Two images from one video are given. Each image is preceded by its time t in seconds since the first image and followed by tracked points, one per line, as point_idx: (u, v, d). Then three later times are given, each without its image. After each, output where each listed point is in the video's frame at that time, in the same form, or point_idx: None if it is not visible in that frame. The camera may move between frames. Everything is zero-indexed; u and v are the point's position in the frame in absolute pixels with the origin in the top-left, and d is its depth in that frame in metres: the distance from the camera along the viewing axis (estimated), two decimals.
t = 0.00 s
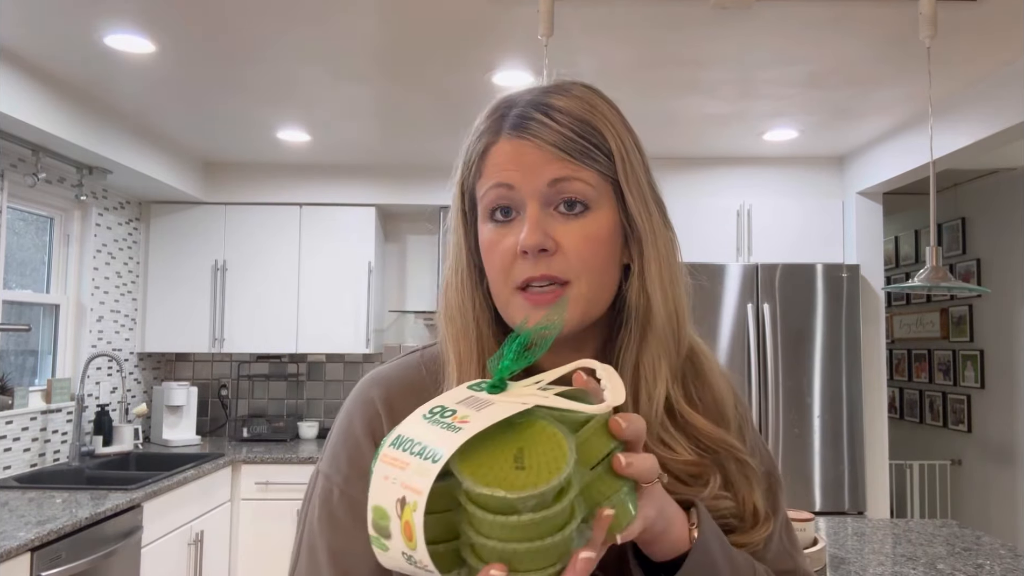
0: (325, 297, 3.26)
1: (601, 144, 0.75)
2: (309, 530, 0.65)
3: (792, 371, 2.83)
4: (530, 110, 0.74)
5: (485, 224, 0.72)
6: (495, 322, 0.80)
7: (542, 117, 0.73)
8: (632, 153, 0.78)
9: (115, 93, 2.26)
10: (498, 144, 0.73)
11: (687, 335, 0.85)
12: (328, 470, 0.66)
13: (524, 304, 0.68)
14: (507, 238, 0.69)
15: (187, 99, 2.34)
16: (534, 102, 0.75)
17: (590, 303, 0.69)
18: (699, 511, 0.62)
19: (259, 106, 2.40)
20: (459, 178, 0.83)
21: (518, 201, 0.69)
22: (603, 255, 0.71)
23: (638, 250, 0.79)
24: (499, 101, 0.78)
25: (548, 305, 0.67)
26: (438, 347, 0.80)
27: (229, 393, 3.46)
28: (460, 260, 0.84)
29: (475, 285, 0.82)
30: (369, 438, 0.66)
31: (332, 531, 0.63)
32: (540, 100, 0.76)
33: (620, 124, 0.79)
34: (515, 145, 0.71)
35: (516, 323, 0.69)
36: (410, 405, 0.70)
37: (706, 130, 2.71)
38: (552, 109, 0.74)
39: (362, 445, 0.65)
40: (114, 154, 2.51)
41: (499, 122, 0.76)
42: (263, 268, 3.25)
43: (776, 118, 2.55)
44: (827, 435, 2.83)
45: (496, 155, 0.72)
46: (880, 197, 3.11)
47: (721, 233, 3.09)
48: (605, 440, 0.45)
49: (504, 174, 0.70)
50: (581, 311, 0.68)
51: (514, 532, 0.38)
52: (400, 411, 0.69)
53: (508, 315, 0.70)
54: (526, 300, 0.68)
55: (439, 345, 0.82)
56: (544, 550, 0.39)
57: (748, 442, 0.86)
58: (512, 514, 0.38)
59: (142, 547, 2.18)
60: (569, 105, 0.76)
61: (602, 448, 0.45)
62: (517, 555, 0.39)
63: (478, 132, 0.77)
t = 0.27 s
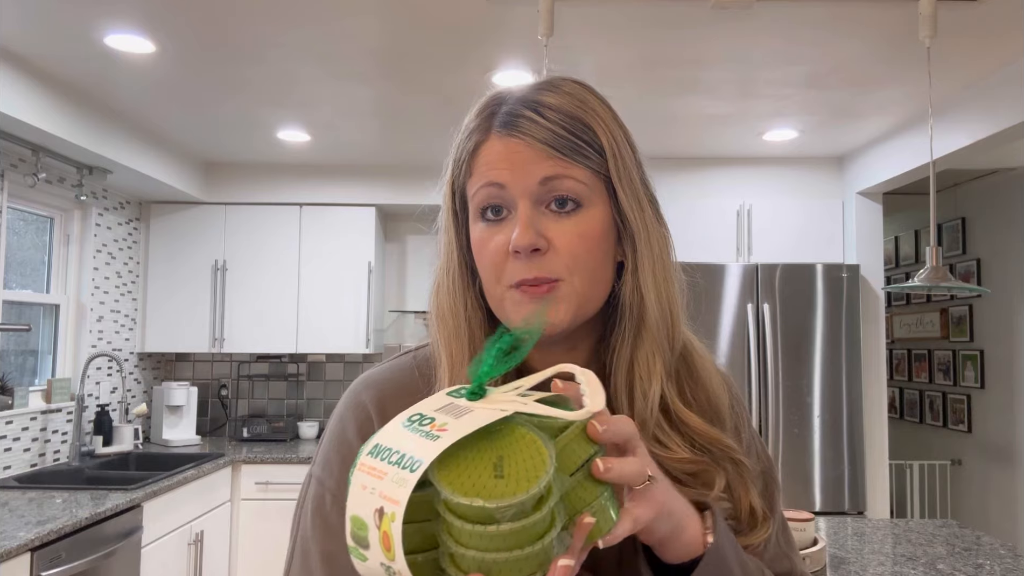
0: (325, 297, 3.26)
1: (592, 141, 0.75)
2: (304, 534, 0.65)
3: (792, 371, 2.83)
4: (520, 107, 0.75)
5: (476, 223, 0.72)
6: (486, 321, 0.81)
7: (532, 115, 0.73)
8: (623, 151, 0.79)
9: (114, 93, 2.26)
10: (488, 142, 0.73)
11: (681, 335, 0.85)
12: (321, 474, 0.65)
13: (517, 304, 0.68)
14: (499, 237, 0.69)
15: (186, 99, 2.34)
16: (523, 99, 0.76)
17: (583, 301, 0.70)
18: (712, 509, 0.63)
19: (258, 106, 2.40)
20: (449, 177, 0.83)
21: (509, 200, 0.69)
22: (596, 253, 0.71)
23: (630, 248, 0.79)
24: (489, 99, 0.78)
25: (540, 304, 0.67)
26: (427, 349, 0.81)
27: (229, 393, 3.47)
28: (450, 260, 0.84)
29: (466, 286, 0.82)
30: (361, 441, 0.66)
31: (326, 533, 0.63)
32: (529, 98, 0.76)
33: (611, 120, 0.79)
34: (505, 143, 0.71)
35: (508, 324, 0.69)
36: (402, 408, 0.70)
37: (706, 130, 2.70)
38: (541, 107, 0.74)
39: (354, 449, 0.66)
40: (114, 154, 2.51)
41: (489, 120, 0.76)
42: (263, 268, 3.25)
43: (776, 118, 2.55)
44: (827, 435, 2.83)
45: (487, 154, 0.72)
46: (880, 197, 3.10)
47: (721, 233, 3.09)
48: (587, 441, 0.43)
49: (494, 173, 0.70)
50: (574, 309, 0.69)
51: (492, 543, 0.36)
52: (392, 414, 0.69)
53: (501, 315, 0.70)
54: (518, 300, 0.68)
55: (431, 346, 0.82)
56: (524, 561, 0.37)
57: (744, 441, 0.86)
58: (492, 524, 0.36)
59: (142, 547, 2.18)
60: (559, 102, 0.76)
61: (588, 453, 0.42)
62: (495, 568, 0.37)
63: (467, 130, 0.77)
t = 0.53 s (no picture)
0: (326, 297, 3.26)
1: (592, 138, 0.76)
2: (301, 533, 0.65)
3: (792, 371, 2.83)
4: (519, 105, 0.75)
5: (475, 221, 0.73)
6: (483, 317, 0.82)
7: (530, 112, 0.74)
8: (624, 148, 0.79)
9: (114, 93, 2.26)
10: (487, 141, 0.74)
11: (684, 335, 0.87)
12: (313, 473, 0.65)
13: (516, 302, 0.69)
14: (498, 236, 0.70)
15: (186, 100, 2.34)
16: (522, 96, 0.76)
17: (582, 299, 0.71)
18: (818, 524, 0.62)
19: (258, 106, 2.40)
20: (448, 176, 0.85)
21: (508, 198, 0.71)
22: (595, 250, 0.72)
23: (631, 246, 0.80)
24: (487, 96, 0.79)
25: (539, 302, 0.68)
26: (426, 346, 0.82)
27: (229, 393, 3.47)
28: (450, 259, 0.86)
29: (467, 286, 0.84)
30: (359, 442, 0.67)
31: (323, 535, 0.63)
32: (528, 94, 0.77)
33: (611, 116, 0.79)
34: (504, 141, 0.73)
35: (509, 321, 0.70)
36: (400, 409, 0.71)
37: (706, 130, 2.71)
38: (540, 104, 0.75)
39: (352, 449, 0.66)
40: (114, 154, 2.51)
41: (488, 118, 0.76)
42: (263, 267, 3.25)
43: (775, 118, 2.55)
44: (827, 435, 2.83)
45: (485, 152, 0.74)
46: (880, 197, 3.11)
47: (721, 233, 3.09)
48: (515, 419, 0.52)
49: (493, 171, 0.72)
50: (573, 307, 0.69)
51: (430, 525, 0.46)
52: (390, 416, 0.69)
53: (501, 312, 0.72)
54: (518, 297, 0.69)
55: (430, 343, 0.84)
56: (461, 534, 0.47)
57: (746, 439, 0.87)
58: (425, 508, 0.46)
59: (142, 547, 2.18)
60: (559, 99, 0.77)
61: (512, 430, 0.52)
62: (438, 547, 0.46)
63: (466, 128, 0.78)
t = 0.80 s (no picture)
0: (326, 297, 3.26)
1: (594, 137, 0.76)
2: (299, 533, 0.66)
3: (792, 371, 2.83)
4: (522, 104, 0.76)
5: (480, 220, 0.74)
6: (486, 318, 0.83)
7: (534, 110, 0.74)
8: (628, 146, 0.79)
9: (114, 93, 2.26)
10: (490, 140, 0.75)
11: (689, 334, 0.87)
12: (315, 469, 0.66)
13: (521, 300, 0.69)
14: (502, 234, 0.70)
15: (186, 100, 2.34)
16: (525, 95, 0.77)
17: (587, 297, 0.70)
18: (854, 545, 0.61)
19: (258, 106, 2.40)
20: (453, 176, 0.85)
21: (512, 196, 0.71)
22: (598, 248, 0.72)
23: (634, 244, 0.80)
24: (491, 96, 0.79)
25: (543, 299, 0.68)
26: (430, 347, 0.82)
27: (229, 393, 3.47)
28: (454, 258, 0.86)
29: (471, 285, 0.84)
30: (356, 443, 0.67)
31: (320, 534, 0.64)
32: (531, 93, 0.77)
33: (615, 116, 0.79)
34: (507, 139, 0.73)
35: (513, 320, 0.70)
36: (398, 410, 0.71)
37: (706, 130, 2.71)
38: (543, 103, 0.76)
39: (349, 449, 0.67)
40: (114, 155, 2.51)
41: (491, 116, 0.77)
42: (263, 267, 3.25)
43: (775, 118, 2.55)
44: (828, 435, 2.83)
45: (489, 151, 0.74)
46: (880, 197, 3.11)
47: (720, 233, 3.09)
48: (479, 414, 0.53)
49: (496, 169, 0.72)
50: (577, 305, 0.69)
51: (378, 510, 0.47)
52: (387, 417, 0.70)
53: (505, 311, 0.72)
54: (522, 296, 0.69)
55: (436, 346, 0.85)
56: (412, 521, 0.47)
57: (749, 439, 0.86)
58: (371, 493, 0.47)
59: (142, 547, 2.18)
60: (562, 98, 0.77)
61: (474, 422, 0.53)
62: (387, 531, 0.47)
63: (470, 127, 0.79)
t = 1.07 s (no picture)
0: (326, 296, 3.26)
1: (598, 137, 0.76)
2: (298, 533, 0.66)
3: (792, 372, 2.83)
4: (526, 103, 0.76)
5: (483, 220, 0.74)
6: (489, 320, 0.83)
7: (539, 110, 0.75)
8: (632, 146, 0.79)
9: (114, 93, 2.26)
10: (494, 139, 0.75)
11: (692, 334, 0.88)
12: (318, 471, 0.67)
13: (524, 299, 0.69)
14: (506, 233, 0.70)
15: (186, 100, 2.34)
16: (529, 95, 0.77)
17: (590, 297, 0.70)
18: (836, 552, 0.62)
19: (259, 106, 2.40)
20: (457, 175, 0.85)
21: (515, 195, 0.71)
22: (602, 248, 0.72)
23: (637, 244, 0.80)
24: (494, 96, 0.79)
25: (545, 298, 0.68)
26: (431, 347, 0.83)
27: (229, 393, 3.47)
28: (457, 258, 0.87)
29: (474, 284, 0.84)
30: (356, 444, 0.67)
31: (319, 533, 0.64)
32: (534, 93, 0.77)
33: (619, 115, 0.79)
34: (511, 139, 0.73)
35: (516, 319, 0.70)
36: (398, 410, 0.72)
37: (706, 130, 2.71)
38: (547, 102, 0.76)
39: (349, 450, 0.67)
40: (114, 155, 2.51)
41: (495, 116, 0.77)
42: (263, 267, 3.25)
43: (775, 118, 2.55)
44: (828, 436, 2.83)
45: (493, 151, 0.74)
46: (880, 197, 3.11)
47: (721, 233, 3.09)
48: (472, 412, 0.53)
49: (500, 169, 0.72)
50: (580, 306, 0.69)
51: (363, 507, 0.47)
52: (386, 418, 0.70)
53: (508, 311, 0.72)
54: (524, 296, 0.69)
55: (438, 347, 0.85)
56: (397, 517, 0.47)
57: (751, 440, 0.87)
58: (357, 489, 0.47)
59: (142, 547, 2.18)
60: (566, 98, 0.77)
61: (465, 420, 0.53)
62: (373, 528, 0.47)
63: (474, 127, 0.79)
